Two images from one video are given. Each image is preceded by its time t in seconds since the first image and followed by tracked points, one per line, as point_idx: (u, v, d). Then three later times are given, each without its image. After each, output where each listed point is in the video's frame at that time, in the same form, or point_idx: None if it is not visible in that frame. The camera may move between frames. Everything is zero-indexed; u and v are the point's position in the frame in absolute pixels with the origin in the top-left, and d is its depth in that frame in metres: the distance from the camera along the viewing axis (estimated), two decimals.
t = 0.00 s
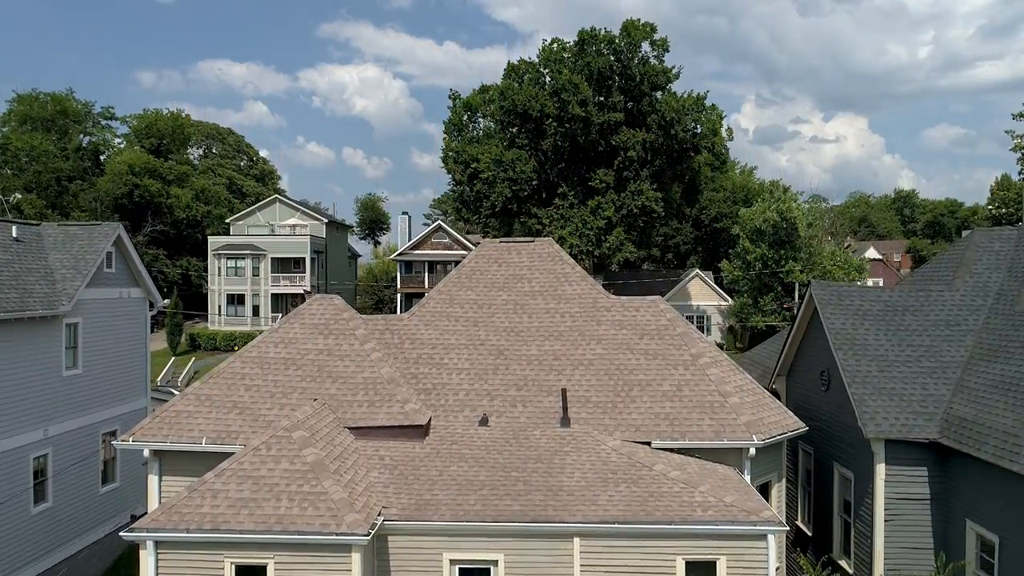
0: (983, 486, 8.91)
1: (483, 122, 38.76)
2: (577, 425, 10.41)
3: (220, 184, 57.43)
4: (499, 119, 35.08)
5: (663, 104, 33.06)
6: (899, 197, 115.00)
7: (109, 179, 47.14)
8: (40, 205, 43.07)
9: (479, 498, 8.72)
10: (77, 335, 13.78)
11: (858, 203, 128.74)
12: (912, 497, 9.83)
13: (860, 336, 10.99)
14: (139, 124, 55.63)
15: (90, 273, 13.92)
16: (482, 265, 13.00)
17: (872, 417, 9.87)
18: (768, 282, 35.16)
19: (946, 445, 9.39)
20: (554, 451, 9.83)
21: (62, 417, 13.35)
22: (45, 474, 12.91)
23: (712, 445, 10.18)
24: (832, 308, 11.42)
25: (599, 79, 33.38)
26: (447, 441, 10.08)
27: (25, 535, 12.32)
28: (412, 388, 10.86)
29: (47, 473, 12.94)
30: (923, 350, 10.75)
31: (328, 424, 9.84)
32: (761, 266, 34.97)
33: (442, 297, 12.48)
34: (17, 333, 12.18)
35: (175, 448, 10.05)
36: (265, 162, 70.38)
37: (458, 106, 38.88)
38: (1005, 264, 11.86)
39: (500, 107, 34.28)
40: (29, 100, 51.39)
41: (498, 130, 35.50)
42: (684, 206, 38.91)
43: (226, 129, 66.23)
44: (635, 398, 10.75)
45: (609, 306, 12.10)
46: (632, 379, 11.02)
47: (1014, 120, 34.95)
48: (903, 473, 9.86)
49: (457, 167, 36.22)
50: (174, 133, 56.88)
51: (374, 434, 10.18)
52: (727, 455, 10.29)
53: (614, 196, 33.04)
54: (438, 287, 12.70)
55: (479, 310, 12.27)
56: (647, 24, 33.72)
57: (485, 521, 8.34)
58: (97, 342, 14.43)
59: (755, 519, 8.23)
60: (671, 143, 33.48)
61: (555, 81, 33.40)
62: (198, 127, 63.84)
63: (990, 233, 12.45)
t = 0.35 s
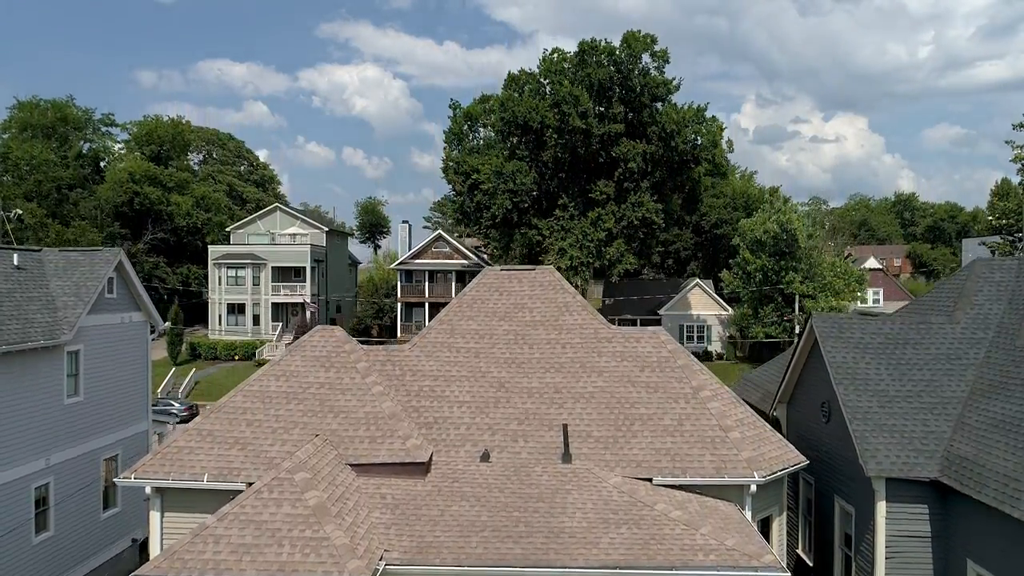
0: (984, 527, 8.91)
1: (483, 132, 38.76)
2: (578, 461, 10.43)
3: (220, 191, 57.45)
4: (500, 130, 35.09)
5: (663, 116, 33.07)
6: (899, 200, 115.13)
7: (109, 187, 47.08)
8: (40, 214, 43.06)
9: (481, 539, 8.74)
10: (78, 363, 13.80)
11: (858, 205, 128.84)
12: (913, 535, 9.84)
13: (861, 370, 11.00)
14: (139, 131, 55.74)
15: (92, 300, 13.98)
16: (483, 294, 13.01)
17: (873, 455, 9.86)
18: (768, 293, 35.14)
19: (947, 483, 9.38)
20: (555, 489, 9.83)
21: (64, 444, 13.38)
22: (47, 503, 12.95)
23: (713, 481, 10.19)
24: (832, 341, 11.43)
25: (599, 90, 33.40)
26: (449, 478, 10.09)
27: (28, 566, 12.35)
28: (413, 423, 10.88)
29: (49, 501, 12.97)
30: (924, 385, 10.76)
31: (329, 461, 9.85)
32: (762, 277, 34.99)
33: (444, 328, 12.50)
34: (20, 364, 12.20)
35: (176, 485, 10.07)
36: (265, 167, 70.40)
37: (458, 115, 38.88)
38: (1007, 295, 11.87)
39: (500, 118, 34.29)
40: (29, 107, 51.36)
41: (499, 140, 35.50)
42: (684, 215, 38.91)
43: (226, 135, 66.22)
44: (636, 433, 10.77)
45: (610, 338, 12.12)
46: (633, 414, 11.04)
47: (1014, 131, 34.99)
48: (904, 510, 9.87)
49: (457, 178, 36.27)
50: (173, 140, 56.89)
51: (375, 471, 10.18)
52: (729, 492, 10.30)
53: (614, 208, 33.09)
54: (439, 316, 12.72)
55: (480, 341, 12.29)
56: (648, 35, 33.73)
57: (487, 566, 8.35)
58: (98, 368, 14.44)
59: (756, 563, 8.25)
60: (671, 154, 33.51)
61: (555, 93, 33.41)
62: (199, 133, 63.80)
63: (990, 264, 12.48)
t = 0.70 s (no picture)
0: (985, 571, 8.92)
1: (484, 142, 38.79)
2: (580, 499, 10.44)
3: (221, 199, 57.53)
4: (501, 142, 35.10)
5: (663, 128, 33.10)
6: (899, 203, 115.21)
7: (110, 196, 47.06)
8: (41, 224, 43.03)
9: None
10: (81, 392, 13.83)
11: (858, 208, 128.81)
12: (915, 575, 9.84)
13: (862, 406, 11.03)
14: (139, 139, 55.73)
15: (94, 329, 14.02)
16: (484, 325, 13.03)
17: (874, 495, 9.87)
18: (769, 304, 35.09)
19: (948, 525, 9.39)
20: (557, 529, 9.85)
21: (66, 474, 13.38)
22: (48, 534, 12.95)
23: (715, 519, 10.21)
24: (833, 377, 11.45)
25: (600, 102, 33.42)
26: (450, 517, 10.11)
27: None
28: (414, 460, 10.89)
29: (51, 532, 12.98)
30: (925, 422, 10.77)
31: (331, 501, 9.87)
32: (762, 288, 35.03)
33: (445, 360, 12.52)
34: (22, 396, 12.24)
35: (179, 524, 10.08)
36: (265, 173, 70.43)
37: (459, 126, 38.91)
38: (1007, 328, 11.89)
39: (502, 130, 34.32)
40: (30, 115, 51.40)
41: (499, 152, 35.53)
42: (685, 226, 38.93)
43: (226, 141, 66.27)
44: (638, 470, 10.79)
45: (612, 370, 12.12)
46: (634, 450, 11.06)
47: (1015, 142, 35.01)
48: (906, 550, 9.88)
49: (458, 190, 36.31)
50: (174, 147, 56.93)
51: (378, 509, 10.20)
52: (731, 529, 10.31)
53: (614, 220, 33.11)
54: (441, 348, 12.74)
55: (482, 374, 12.31)
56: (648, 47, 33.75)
57: None
58: (100, 395, 14.45)
59: None
60: (672, 166, 33.55)
61: (556, 105, 33.42)
62: (199, 140, 63.75)
63: (992, 295, 12.50)
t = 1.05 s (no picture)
0: None
1: (484, 153, 38.78)
2: (580, 540, 10.45)
3: (221, 207, 57.55)
4: (501, 154, 35.09)
5: (664, 141, 33.09)
6: (900, 206, 115.26)
7: (110, 206, 47.05)
8: (42, 235, 42.99)
9: None
10: (82, 423, 13.84)
11: (859, 212, 128.68)
12: None
13: (862, 445, 11.04)
14: (139, 147, 55.69)
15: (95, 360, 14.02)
16: (485, 357, 13.03)
17: (875, 538, 9.86)
18: (769, 316, 35.12)
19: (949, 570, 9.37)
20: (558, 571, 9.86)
21: (66, 506, 13.37)
22: (49, 567, 12.94)
23: (716, 560, 10.21)
24: (834, 415, 11.47)
25: (601, 115, 33.42)
26: (451, 559, 10.12)
27: None
28: (416, 499, 10.90)
29: (51, 565, 12.97)
30: (926, 461, 10.76)
31: (333, 544, 9.88)
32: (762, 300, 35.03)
33: (446, 394, 12.53)
34: (22, 430, 12.24)
35: (180, 566, 10.09)
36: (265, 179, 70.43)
37: (460, 137, 38.91)
38: (1008, 363, 11.90)
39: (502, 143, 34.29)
40: (30, 124, 51.38)
41: (499, 164, 35.51)
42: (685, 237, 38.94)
43: (226, 148, 66.23)
44: (639, 510, 10.81)
45: (613, 405, 12.12)
46: (635, 488, 11.07)
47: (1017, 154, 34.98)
48: None
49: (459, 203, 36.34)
50: (174, 155, 56.93)
51: (379, 550, 10.22)
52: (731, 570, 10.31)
53: (615, 233, 33.17)
54: (441, 381, 12.74)
55: (483, 409, 12.31)
56: (649, 60, 33.74)
57: None
58: (100, 425, 14.44)
59: None
60: (672, 179, 33.56)
61: (557, 119, 33.41)
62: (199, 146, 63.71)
63: (993, 329, 12.50)
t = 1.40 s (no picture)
0: None
1: (484, 165, 38.78)
2: None
3: (222, 216, 57.56)
4: (501, 167, 35.07)
5: (664, 155, 33.12)
6: (900, 210, 115.24)
7: (110, 215, 47.05)
8: (42, 246, 42.97)
9: None
10: (83, 455, 13.85)
11: (858, 216, 128.66)
12: None
13: (863, 486, 11.05)
14: (139, 156, 55.64)
15: (95, 392, 14.03)
16: (485, 391, 13.03)
17: None
18: (769, 329, 35.15)
19: None
20: None
21: (67, 540, 13.35)
22: None
23: None
24: (835, 455, 11.50)
25: (601, 130, 33.47)
26: None
27: None
28: (416, 541, 10.92)
29: None
30: (926, 502, 10.75)
31: None
32: (762, 314, 35.00)
33: (447, 429, 12.53)
34: (22, 466, 12.24)
35: None
36: (265, 186, 70.44)
37: (460, 149, 38.93)
38: (1009, 401, 11.90)
39: (503, 156, 34.30)
40: (30, 132, 51.32)
41: (500, 177, 35.50)
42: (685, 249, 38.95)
43: (226, 155, 66.24)
44: (639, 551, 10.84)
45: (614, 442, 12.11)
46: (635, 529, 11.09)
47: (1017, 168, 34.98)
48: None
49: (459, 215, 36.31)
50: (174, 164, 56.93)
51: None
52: None
53: (615, 246, 33.20)
54: (442, 417, 12.73)
55: (483, 446, 12.31)
56: (649, 73, 33.76)
57: None
58: (100, 457, 14.44)
59: None
60: (672, 193, 33.59)
61: (557, 133, 33.39)
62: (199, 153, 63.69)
63: (994, 366, 12.56)
